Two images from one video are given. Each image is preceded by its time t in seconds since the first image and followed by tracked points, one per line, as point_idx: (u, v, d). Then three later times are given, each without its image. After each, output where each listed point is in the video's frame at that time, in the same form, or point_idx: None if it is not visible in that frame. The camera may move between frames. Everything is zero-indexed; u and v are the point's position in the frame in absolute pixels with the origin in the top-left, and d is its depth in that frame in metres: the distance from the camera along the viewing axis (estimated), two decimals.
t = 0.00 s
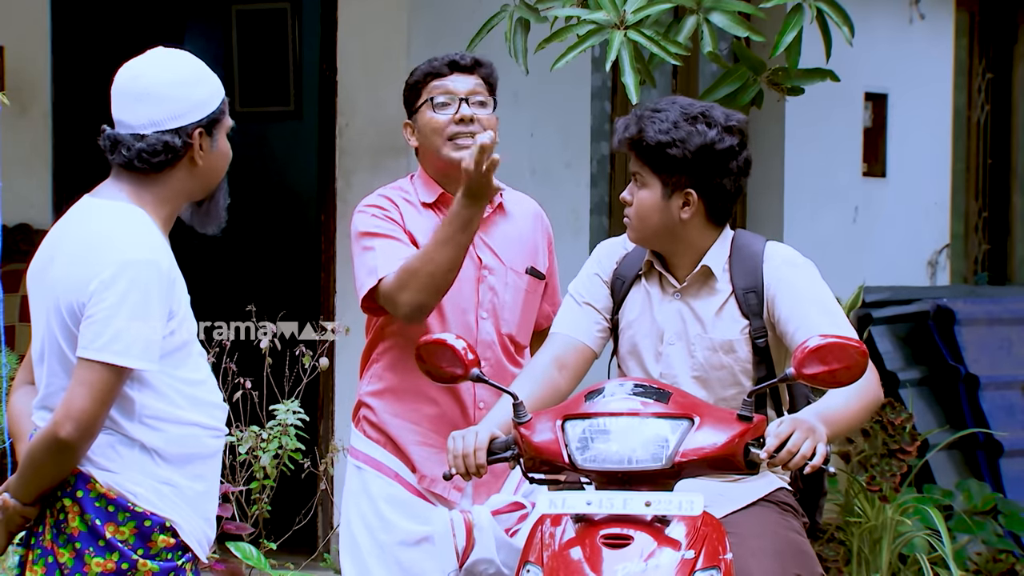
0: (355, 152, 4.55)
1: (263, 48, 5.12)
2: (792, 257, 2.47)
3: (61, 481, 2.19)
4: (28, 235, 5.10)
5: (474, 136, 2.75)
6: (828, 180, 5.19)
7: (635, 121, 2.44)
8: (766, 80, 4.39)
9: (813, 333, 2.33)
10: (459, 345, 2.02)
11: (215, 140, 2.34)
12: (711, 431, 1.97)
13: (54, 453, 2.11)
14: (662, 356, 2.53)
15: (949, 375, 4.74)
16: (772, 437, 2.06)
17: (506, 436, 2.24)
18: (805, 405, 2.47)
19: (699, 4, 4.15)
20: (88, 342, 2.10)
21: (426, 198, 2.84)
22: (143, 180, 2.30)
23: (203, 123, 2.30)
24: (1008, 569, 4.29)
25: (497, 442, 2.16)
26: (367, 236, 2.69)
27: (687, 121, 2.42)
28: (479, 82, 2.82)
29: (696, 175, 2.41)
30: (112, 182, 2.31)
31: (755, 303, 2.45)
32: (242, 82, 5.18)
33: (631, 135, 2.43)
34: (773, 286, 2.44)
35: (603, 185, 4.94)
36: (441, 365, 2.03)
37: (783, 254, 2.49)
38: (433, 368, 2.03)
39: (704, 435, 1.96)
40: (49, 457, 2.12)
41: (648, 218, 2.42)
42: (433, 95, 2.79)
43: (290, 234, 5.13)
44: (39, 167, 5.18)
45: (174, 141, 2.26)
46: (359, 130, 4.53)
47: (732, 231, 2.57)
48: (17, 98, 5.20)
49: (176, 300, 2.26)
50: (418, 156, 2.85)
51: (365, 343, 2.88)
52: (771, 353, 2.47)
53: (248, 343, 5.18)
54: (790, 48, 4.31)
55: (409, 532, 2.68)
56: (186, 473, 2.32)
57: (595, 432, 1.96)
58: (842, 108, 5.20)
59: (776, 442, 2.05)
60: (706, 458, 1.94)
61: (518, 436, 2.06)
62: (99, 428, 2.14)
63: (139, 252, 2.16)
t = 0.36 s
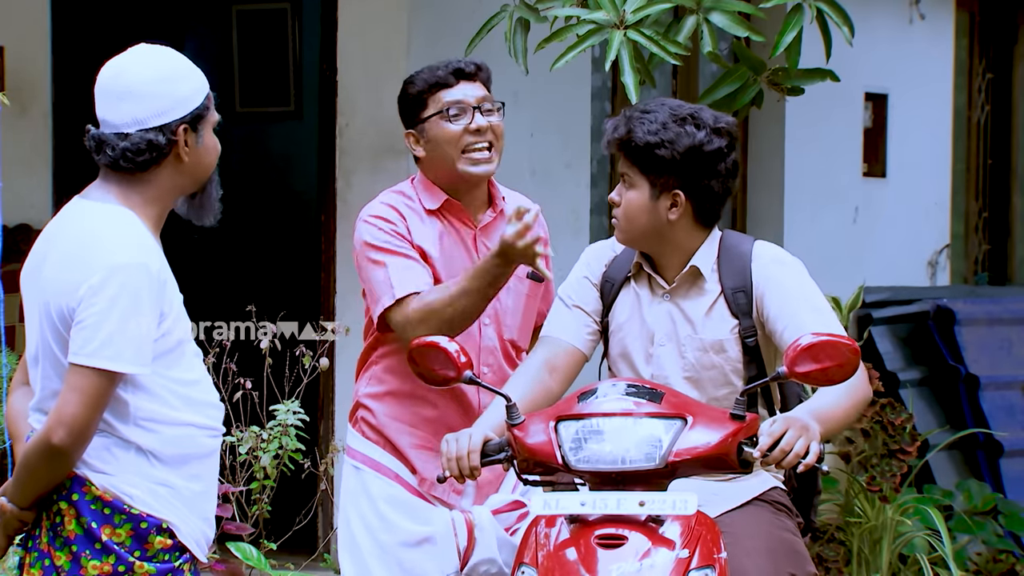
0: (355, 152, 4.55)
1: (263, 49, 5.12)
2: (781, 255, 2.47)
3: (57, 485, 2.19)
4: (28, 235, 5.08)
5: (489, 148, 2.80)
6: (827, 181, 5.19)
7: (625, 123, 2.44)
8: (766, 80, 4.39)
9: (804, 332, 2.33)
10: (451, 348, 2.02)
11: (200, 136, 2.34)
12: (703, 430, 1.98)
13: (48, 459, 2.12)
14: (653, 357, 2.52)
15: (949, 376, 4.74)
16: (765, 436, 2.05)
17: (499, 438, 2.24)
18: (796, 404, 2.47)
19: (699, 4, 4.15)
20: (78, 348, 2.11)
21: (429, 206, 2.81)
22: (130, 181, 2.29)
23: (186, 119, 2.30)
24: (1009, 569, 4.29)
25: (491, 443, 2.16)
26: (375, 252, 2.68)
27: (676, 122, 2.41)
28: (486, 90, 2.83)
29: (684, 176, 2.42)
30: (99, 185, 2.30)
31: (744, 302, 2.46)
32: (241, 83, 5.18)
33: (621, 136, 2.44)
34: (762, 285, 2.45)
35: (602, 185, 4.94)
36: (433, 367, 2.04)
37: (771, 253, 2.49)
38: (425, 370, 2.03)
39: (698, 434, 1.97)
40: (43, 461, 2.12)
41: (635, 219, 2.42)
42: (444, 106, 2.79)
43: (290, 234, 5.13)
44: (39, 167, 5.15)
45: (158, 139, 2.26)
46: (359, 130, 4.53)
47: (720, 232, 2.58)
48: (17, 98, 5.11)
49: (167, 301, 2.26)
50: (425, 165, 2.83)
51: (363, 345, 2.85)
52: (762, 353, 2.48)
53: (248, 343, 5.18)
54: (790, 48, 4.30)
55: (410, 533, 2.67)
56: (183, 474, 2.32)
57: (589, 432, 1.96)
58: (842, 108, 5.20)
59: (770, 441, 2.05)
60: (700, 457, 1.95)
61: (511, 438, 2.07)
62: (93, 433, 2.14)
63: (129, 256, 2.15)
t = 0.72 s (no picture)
0: (355, 152, 4.54)
1: (262, 49, 5.12)
2: (774, 255, 2.47)
3: (47, 490, 2.19)
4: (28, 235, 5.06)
5: (493, 169, 2.79)
6: (827, 181, 5.19)
7: (617, 125, 2.43)
8: (766, 80, 4.39)
9: (796, 330, 2.34)
10: (444, 351, 2.03)
11: (191, 141, 2.34)
12: (696, 430, 1.98)
13: (36, 465, 2.12)
14: (648, 359, 2.52)
15: (949, 376, 4.74)
16: (757, 434, 2.06)
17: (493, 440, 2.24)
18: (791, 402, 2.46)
19: (699, 4, 4.15)
20: (66, 353, 2.11)
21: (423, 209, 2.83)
22: (118, 185, 2.29)
23: (178, 125, 2.30)
24: (1008, 569, 4.30)
25: (485, 446, 2.16)
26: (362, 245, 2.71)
27: (668, 123, 2.41)
28: (489, 106, 2.80)
29: (678, 177, 2.42)
30: (87, 189, 2.30)
31: (738, 302, 2.46)
32: (241, 83, 5.18)
33: (613, 138, 2.43)
34: (756, 284, 2.45)
35: (603, 186, 4.93)
36: (426, 370, 2.03)
37: (765, 252, 2.50)
38: (418, 374, 2.03)
39: (690, 434, 1.97)
40: (31, 467, 2.12)
41: (630, 221, 2.42)
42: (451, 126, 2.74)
43: (290, 234, 5.13)
44: (40, 167, 5.09)
45: (149, 143, 2.26)
46: (359, 130, 4.53)
47: (712, 232, 2.58)
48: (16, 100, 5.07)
49: (155, 305, 2.26)
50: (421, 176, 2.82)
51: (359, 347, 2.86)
52: (756, 352, 2.47)
53: (248, 343, 5.18)
54: (790, 48, 4.30)
55: (411, 533, 2.65)
56: (174, 477, 2.32)
57: (583, 432, 1.96)
58: (842, 108, 5.20)
59: (763, 439, 2.05)
60: (693, 457, 1.95)
61: (504, 440, 2.06)
62: (82, 440, 2.15)
63: (117, 261, 2.15)
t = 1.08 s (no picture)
0: (356, 152, 4.54)
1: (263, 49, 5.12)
2: (773, 253, 2.48)
3: (42, 490, 2.20)
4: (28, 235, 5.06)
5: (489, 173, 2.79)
6: (827, 181, 5.19)
7: (619, 130, 2.41)
8: (766, 80, 4.38)
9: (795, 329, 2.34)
10: (443, 351, 2.02)
11: (174, 138, 2.33)
12: (695, 429, 1.98)
13: (29, 463, 2.12)
14: (649, 358, 2.51)
15: (949, 376, 4.74)
16: (757, 434, 2.06)
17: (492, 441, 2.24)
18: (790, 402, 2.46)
19: (699, 4, 4.14)
20: (54, 351, 2.11)
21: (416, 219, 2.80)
22: (102, 183, 2.29)
23: (160, 120, 2.29)
24: (1009, 570, 4.30)
25: (484, 446, 2.15)
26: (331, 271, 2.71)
27: (672, 124, 2.41)
28: (485, 108, 2.81)
29: (689, 177, 2.42)
30: (73, 190, 2.30)
31: (739, 300, 2.46)
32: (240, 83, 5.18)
33: (618, 144, 2.40)
34: (756, 282, 2.45)
35: (603, 186, 4.93)
36: (425, 371, 2.03)
37: (764, 252, 2.50)
38: (416, 374, 2.03)
39: (689, 434, 1.97)
40: (23, 465, 2.12)
41: (641, 225, 2.41)
42: (446, 129, 2.75)
43: (290, 235, 5.13)
44: (40, 167, 5.08)
45: (132, 139, 2.26)
46: (360, 130, 4.53)
47: (712, 232, 2.58)
48: (16, 99, 5.09)
49: (143, 301, 2.25)
50: (416, 179, 2.82)
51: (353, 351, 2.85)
52: (756, 350, 2.48)
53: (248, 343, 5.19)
54: (791, 48, 4.30)
55: (407, 535, 2.68)
56: (170, 476, 2.31)
57: (582, 432, 1.96)
58: (842, 108, 5.20)
59: (762, 439, 2.05)
60: (692, 457, 1.95)
61: (504, 440, 2.06)
62: (74, 437, 2.15)
63: (103, 257, 2.15)
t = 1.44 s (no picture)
0: (356, 152, 4.54)
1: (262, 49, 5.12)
2: (770, 249, 2.48)
3: (42, 485, 2.19)
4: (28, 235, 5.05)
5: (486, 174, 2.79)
6: (827, 181, 5.19)
7: (629, 149, 2.30)
8: (766, 80, 4.38)
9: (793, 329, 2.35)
10: (442, 352, 2.02)
11: (173, 140, 2.33)
12: (694, 429, 1.98)
13: (30, 457, 2.12)
14: (649, 355, 2.51)
15: (949, 376, 4.74)
16: (755, 433, 2.05)
17: (491, 441, 2.24)
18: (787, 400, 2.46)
19: (699, 4, 4.14)
20: (55, 344, 2.11)
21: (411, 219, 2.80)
22: (101, 181, 2.28)
23: (159, 122, 2.29)
24: (1009, 570, 4.31)
25: (483, 446, 2.15)
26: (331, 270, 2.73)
27: (674, 130, 2.35)
28: (485, 110, 2.81)
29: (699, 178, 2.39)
30: (73, 186, 2.30)
31: (736, 294, 2.46)
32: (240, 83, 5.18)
33: (634, 165, 2.30)
34: (754, 276, 2.46)
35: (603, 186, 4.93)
36: (424, 371, 2.03)
37: (761, 247, 2.50)
38: (415, 375, 2.03)
39: (688, 434, 1.97)
40: (25, 459, 2.12)
41: (661, 234, 2.38)
42: (445, 130, 2.75)
43: (289, 235, 5.13)
44: (40, 167, 5.08)
45: (129, 140, 2.26)
46: (359, 130, 4.53)
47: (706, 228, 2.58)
48: (17, 99, 5.09)
49: (143, 295, 2.25)
50: (415, 180, 2.81)
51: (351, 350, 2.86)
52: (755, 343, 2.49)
53: (248, 343, 5.20)
54: (791, 48, 4.30)
55: (404, 536, 2.67)
56: (169, 470, 2.31)
57: (581, 433, 1.96)
58: (842, 108, 5.20)
59: (759, 439, 2.04)
60: (690, 457, 1.95)
61: (503, 440, 2.06)
62: (76, 430, 2.15)
63: (103, 250, 2.15)
